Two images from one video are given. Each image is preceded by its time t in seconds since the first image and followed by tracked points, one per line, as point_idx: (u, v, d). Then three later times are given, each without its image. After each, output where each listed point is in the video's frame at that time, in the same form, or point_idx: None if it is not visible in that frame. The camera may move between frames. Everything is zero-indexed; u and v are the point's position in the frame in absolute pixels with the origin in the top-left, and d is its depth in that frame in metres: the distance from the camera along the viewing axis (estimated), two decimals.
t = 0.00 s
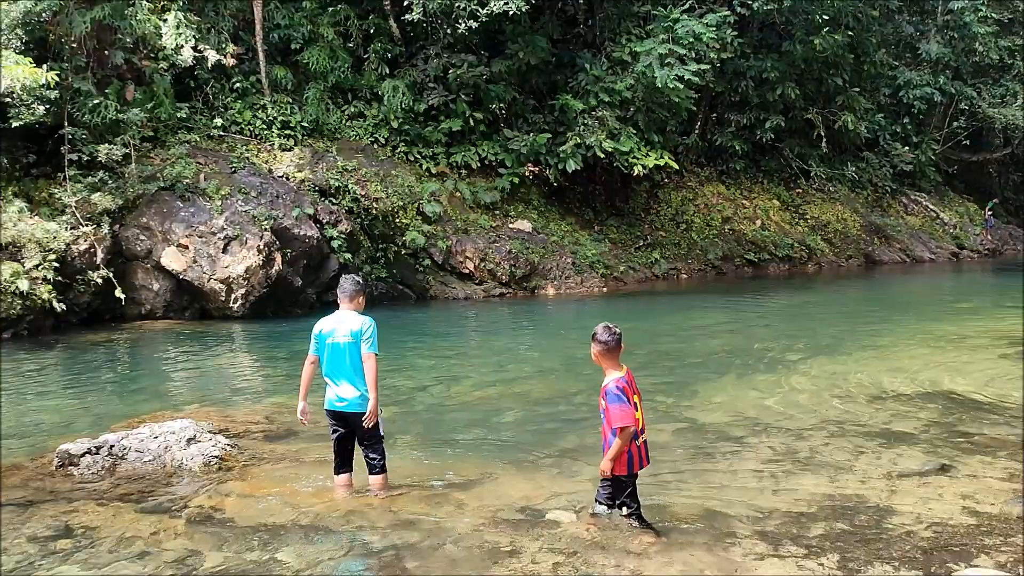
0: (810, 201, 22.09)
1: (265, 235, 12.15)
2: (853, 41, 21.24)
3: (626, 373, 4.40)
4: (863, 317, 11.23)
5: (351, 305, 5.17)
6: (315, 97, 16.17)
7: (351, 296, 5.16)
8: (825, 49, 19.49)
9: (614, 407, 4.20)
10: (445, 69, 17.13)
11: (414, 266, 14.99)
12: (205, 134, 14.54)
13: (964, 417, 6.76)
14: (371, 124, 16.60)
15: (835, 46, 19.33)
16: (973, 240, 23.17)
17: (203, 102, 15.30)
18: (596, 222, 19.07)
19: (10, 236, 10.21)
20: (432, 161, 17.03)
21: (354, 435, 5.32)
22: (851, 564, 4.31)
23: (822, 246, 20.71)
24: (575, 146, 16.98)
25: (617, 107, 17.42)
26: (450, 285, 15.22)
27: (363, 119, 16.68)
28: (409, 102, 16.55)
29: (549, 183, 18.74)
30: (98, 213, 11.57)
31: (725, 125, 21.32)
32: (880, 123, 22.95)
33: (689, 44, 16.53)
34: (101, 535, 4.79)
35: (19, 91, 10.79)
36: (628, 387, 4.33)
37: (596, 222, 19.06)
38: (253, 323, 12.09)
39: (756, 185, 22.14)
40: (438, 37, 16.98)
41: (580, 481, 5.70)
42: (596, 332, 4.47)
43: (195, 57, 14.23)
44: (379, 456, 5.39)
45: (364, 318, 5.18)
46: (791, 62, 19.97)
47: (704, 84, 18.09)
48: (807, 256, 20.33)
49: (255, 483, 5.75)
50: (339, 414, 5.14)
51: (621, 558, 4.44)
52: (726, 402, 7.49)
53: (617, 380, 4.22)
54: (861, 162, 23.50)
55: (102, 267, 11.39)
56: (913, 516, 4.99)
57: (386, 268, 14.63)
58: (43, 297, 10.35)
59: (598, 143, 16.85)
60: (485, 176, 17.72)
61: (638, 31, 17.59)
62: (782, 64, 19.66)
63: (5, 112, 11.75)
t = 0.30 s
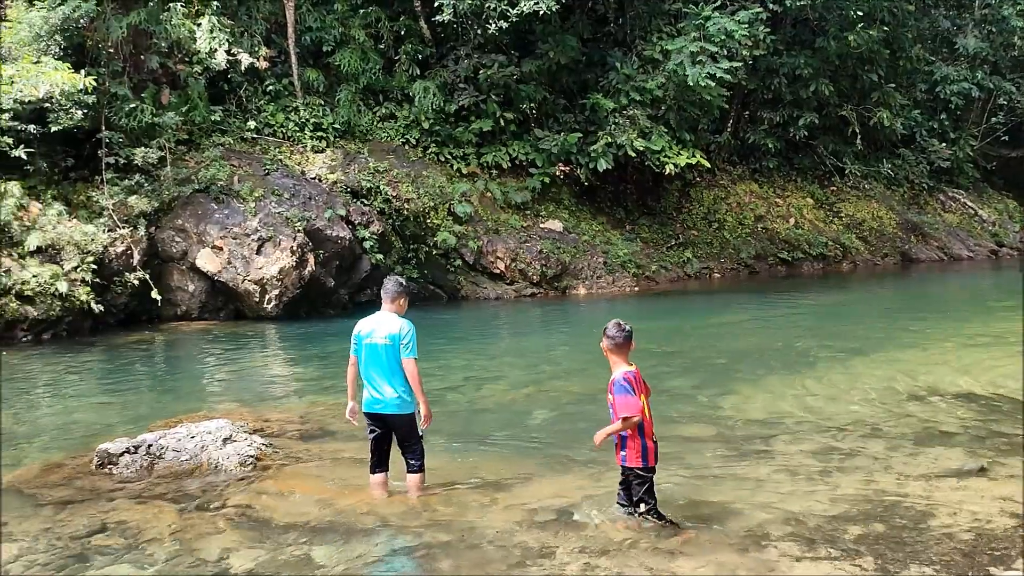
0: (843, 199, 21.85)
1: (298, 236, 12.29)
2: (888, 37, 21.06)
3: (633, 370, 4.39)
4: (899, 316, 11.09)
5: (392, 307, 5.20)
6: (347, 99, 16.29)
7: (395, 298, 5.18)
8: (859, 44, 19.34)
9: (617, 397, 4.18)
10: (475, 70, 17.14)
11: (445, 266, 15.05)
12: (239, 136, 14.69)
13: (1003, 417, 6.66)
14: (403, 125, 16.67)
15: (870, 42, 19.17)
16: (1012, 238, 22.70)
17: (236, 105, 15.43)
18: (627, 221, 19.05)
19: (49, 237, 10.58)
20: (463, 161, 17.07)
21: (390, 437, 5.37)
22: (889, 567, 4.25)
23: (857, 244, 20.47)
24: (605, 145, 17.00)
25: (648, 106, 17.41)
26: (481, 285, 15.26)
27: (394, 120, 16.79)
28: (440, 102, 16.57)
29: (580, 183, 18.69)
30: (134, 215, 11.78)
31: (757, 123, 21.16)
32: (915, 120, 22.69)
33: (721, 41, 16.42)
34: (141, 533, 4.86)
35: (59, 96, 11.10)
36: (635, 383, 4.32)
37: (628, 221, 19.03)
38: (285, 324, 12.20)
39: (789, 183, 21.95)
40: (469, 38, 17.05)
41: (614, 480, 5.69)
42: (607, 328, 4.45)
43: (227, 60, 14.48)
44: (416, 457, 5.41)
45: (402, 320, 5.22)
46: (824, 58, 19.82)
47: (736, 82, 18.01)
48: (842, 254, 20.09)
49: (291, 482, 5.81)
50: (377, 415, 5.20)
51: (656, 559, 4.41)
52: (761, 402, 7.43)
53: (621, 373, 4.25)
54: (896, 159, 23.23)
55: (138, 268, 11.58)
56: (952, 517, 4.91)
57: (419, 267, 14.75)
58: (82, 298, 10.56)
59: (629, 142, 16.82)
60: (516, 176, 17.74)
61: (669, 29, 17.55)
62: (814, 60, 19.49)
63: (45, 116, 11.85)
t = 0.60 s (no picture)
0: (862, 198, 21.71)
1: (316, 238, 12.36)
2: (907, 34, 20.92)
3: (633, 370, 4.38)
4: (922, 316, 11.00)
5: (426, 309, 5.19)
6: (364, 101, 16.36)
7: (429, 300, 5.16)
8: (877, 42, 19.22)
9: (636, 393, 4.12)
10: (492, 71, 17.15)
11: (463, 267, 15.09)
12: (258, 139, 14.77)
13: None
14: (420, 126, 16.72)
15: (889, 40, 19.07)
16: None
17: (255, 107, 15.51)
18: (644, 221, 19.03)
19: (70, 240, 10.69)
20: (480, 162, 17.07)
21: (418, 436, 5.39)
22: (909, 567, 4.22)
23: (877, 244, 20.33)
24: (622, 145, 16.98)
25: (666, 106, 17.37)
26: (498, 286, 15.26)
27: (411, 121, 16.84)
28: (456, 103, 16.60)
29: (597, 183, 18.65)
30: (153, 218, 11.89)
31: (775, 122, 21.08)
32: (934, 118, 22.52)
33: (737, 40, 16.33)
34: (164, 532, 4.90)
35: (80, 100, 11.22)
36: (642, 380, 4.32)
37: (645, 221, 19.00)
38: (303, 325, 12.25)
39: (807, 182, 21.84)
40: (485, 39, 17.10)
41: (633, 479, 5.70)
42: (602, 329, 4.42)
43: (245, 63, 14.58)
44: (443, 458, 5.40)
45: (435, 321, 5.20)
46: (841, 57, 19.73)
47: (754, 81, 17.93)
48: (861, 254, 19.94)
49: (311, 482, 5.84)
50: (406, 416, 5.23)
51: (676, 559, 4.41)
52: (781, 402, 7.40)
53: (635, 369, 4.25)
54: (916, 158, 23.07)
55: (157, 270, 11.69)
56: (973, 518, 4.88)
57: (436, 268, 14.81)
58: (103, 300, 10.64)
59: (646, 142, 16.79)
60: (533, 176, 17.75)
61: (686, 29, 17.51)
62: (832, 59, 19.40)
63: (66, 120, 11.92)
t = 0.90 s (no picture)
0: (857, 196, 21.74)
1: (312, 237, 12.34)
2: (901, 33, 20.92)
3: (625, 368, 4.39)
4: (918, 313, 11.02)
5: (440, 310, 5.15)
6: (359, 100, 16.34)
7: (445, 303, 5.13)
8: (872, 41, 19.23)
9: (626, 393, 4.12)
10: (487, 70, 17.14)
11: (458, 266, 15.09)
12: (253, 138, 14.76)
13: (1019, 415, 6.63)
14: (415, 125, 16.70)
15: (883, 39, 19.08)
16: None
17: (250, 107, 15.49)
18: (640, 220, 19.04)
19: (65, 239, 10.68)
20: (475, 161, 17.06)
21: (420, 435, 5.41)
22: (904, 565, 4.23)
23: (872, 242, 20.34)
24: (618, 144, 16.98)
25: (661, 105, 17.38)
26: (494, 285, 15.25)
27: (406, 121, 16.83)
28: (452, 102, 16.57)
29: (592, 182, 18.63)
30: (149, 217, 11.87)
31: (770, 120, 21.10)
32: (928, 116, 22.57)
33: (732, 39, 16.32)
34: (161, 532, 4.91)
35: (75, 100, 11.19)
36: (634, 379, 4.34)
37: (640, 220, 19.00)
38: (300, 324, 12.24)
39: (802, 180, 21.88)
40: (480, 38, 17.09)
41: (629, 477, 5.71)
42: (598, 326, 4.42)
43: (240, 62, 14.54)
44: (444, 458, 5.43)
45: (447, 323, 5.17)
46: (836, 55, 19.75)
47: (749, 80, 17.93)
48: (856, 252, 19.95)
49: (309, 481, 5.84)
50: (408, 414, 5.27)
51: (671, 557, 4.41)
52: (776, 400, 7.42)
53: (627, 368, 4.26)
54: (910, 156, 23.13)
55: (153, 269, 11.67)
56: (968, 515, 4.89)
57: (431, 268, 14.81)
58: (98, 300, 10.63)
59: (642, 141, 16.80)
60: (528, 175, 17.73)
61: (681, 27, 17.51)
62: (827, 58, 19.43)
63: (60, 120, 11.90)
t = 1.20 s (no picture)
0: (808, 195, 22.12)
1: (266, 233, 12.21)
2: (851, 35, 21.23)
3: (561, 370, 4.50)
4: (858, 309, 11.29)
5: (401, 308, 5.12)
6: (315, 95, 16.20)
7: (406, 300, 5.10)
8: (822, 42, 19.59)
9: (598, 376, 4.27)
10: (444, 67, 17.13)
11: (415, 263, 15.06)
12: (206, 133, 14.59)
13: (952, 407, 6.82)
14: (372, 121, 16.62)
15: (833, 40, 19.42)
16: (974, 233, 23.13)
17: (203, 102, 15.32)
18: (597, 217, 19.09)
19: (12, 235, 10.44)
20: (432, 158, 17.05)
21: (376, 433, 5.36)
22: (849, 554, 4.30)
23: (823, 240, 20.66)
24: (575, 142, 17.07)
25: (617, 103, 17.52)
26: (451, 282, 15.22)
27: (363, 117, 16.74)
28: (409, 99, 16.56)
29: (550, 180, 18.65)
30: (100, 213, 11.63)
31: (724, 120, 21.36)
32: (877, 117, 23.07)
33: (687, 39, 16.49)
34: (109, 532, 4.81)
35: (21, 93, 10.93)
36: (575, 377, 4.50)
37: (597, 218, 19.11)
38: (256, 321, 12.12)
39: (756, 180, 22.20)
40: (437, 35, 17.07)
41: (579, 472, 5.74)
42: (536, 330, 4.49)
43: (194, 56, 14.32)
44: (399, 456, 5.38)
45: (407, 321, 5.14)
46: (788, 56, 20.07)
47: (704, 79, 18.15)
48: (808, 250, 20.27)
49: (259, 479, 5.78)
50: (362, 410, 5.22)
51: (620, 550, 4.44)
52: (724, 396, 7.50)
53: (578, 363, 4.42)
54: (860, 156, 23.60)
55: (104, 266, 11.45)
56: (911, 505, 4.99)
57: (388, 265, 14.77)
58: (47, 297, 10.39)
59: (598, 139, 16.92)
60: (485, 172, 17.73)
61: (637, 26, 17.69)
62: (779, 58, 19.76)
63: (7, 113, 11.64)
